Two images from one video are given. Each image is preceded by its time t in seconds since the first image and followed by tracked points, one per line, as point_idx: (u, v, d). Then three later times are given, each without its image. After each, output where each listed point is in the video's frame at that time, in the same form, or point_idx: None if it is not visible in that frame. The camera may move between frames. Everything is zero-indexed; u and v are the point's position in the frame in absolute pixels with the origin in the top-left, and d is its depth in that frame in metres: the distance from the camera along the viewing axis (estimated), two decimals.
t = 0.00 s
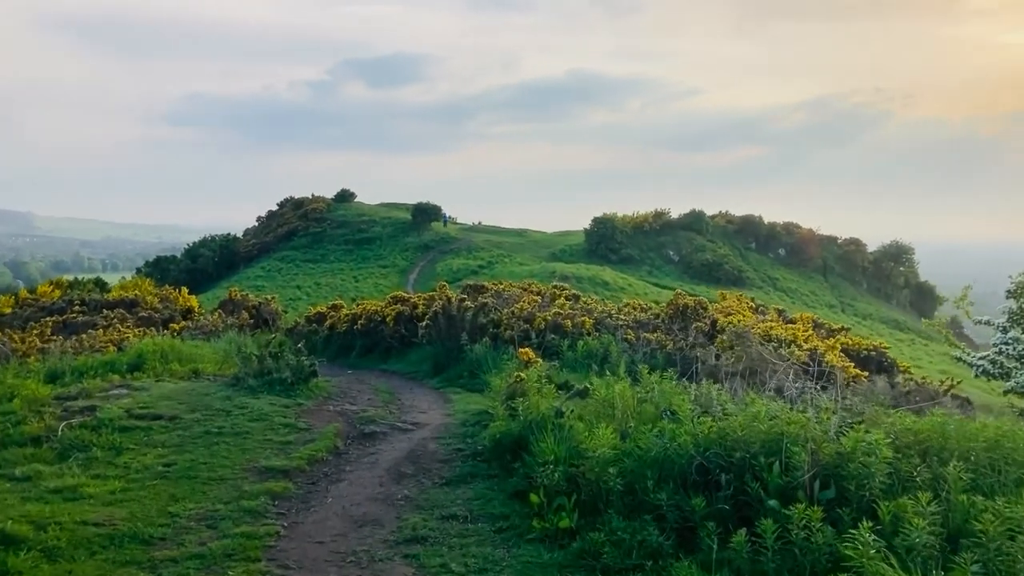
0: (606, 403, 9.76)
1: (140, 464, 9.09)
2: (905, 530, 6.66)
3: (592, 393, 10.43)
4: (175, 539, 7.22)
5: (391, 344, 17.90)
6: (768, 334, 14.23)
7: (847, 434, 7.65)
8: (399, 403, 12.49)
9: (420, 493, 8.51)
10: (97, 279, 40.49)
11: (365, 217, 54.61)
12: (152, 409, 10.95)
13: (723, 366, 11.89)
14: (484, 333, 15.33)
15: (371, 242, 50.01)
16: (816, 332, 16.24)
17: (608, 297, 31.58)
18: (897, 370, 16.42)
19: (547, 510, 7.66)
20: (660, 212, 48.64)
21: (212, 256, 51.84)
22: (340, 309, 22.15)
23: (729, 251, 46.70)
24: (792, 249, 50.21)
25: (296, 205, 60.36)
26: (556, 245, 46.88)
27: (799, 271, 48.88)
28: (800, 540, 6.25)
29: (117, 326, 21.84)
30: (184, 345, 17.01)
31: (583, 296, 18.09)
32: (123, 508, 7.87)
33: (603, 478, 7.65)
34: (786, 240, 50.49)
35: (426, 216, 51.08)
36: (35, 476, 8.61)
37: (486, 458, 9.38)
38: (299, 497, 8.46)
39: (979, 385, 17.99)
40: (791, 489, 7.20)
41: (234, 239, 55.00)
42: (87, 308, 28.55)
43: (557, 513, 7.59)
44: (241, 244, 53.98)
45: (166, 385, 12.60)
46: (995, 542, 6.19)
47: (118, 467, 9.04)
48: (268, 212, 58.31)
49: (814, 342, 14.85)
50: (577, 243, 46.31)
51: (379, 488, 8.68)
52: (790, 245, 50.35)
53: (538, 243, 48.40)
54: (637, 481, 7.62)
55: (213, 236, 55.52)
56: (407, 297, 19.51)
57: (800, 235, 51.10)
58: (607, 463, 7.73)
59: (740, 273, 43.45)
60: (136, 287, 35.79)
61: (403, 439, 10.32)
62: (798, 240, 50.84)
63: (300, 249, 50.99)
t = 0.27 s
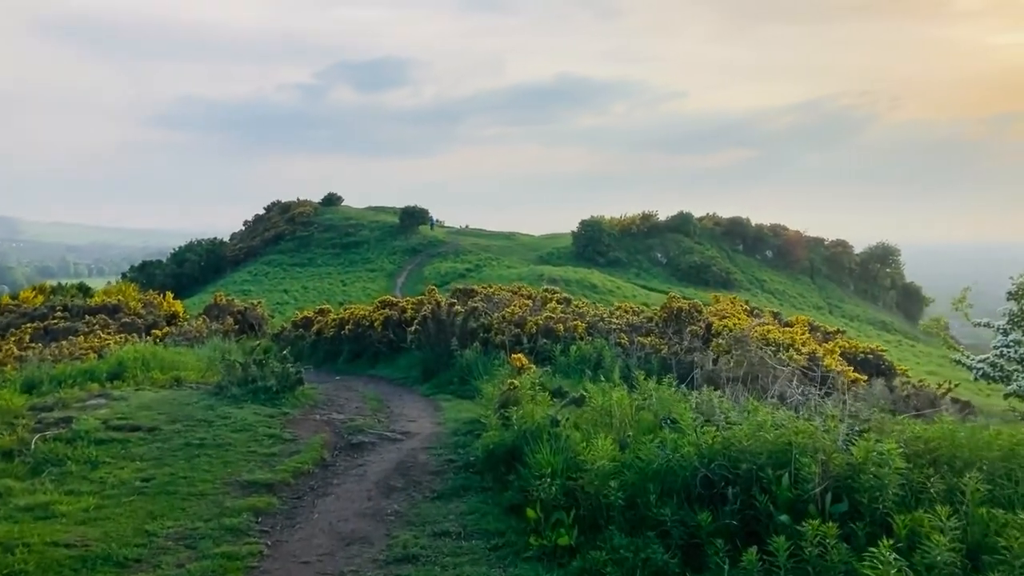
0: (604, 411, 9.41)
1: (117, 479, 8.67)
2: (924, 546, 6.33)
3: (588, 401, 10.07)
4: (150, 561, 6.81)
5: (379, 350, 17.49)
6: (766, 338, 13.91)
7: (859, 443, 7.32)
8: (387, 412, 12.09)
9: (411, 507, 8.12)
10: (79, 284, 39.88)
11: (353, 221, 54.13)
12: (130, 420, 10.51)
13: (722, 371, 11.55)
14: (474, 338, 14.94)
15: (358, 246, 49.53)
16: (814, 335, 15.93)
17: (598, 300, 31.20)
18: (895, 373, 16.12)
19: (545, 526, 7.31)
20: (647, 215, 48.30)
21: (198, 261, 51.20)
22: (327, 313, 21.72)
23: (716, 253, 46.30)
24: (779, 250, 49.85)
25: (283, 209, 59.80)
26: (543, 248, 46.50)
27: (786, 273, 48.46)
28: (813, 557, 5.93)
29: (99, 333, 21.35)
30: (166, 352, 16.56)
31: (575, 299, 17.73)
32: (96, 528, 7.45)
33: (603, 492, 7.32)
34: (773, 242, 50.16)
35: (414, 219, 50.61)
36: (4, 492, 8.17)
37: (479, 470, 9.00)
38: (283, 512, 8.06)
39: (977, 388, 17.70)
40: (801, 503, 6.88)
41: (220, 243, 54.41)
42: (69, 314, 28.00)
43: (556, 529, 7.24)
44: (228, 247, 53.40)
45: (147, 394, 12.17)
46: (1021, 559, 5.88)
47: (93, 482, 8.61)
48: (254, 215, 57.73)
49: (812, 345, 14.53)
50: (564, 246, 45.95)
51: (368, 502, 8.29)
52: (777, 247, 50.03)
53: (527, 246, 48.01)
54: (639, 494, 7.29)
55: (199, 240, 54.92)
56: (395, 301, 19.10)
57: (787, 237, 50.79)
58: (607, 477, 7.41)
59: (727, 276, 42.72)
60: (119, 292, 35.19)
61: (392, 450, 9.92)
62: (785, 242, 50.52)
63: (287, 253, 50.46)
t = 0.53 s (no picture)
0: (597, 424, 9.04)
1: (84, 501, 8.21)
2: (940, 572, 6.03)
3: (579, 414, 9.69)
4: None
5: (363, 359, 17.05)
6: (760, 345, 13.57)
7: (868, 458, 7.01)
8: (370, 424, 11.65)
9: (395, 529, 7.72)
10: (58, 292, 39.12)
11: (337, 227, 53.58)
12: (100, 437, 10.04)
13: (717, 381, 11.20)
14: (460, 347, 14.52)
15: (343, 252, 48.98)
16: (806, 341, 15.61)
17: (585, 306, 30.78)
18: (889, 379, 15.81)
19: (538, 550, 6.97)
20: (633, 219, 47.90)
21: (181, 268, 50.49)
22: (310, 321, 21.25)
23: (702, 257, 45.95)
24: (765, 254, 49.50)
25: (267, 215, 59.17)
26: (529, 253, 46.07)
27: (772, 277, 48.21)
28: None
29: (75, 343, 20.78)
30: (143, 363, 16.05)
31: (563, 306, 17.36)
32: (61, 556, 7.00)
33: (599, 514, 7.01)
34: (759, 246, 49.78)
35: (399, 224, 50.12)
36: None
37: (466, 488, 8.60)
38: (260, 536, 7.64)
39: (971, 395, 17.44)
40: (807, 525, 6.58)
41: (204, 249, 53.71)
42: (46, 323, 27.34)
43: (549, 553, 6.89)
44: (212, 254, 52.70)
45: (120, 409, 11.68)
46: None
47: (58, 505, 8.14)
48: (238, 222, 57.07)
49: (805, 352, 14.22)
50: (550, 251, 45.54)
51: (350, 523, 7.88)
52: (763, 250, 49.67)
53: (513, 250, 47.57)
54: (635, 519, 7.00)
55: (183, 247, 54.21)
56: (379, 309, 18.67)
57: (773, 240, 50.42)
58: (603, 498, 7.10)
59: (713, 280, 42.44)
60: (99, 300, 34.53)
61: (375, 466, 9.50)
62: (770, 246, 50.17)
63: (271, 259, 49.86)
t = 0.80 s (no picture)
0: (587, 440, 8.67)
1: (45, 526, 7.72)
2: None
3: (570, 428, 9.31)
4: None
5: (345, 369, 16.60)
6: (752, 352, 13.25)
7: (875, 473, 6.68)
8: (351, 439, 11.22)
9: (377, 552, 7.30)
10: (32, 300, 38.32)
11: (319, 233, 52.97)
12: (66, 455, 9.55)
13: (710, 391, 10.85)
14: (444, 356, 14.10)
15: (325, 258, 48.39)
16: (798, 348, 15.30)
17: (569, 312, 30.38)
18: (882, 387, 15.52)
19: None
20: (615, 224, 47.54)
21: (160, 275, 49.72)
22: (290, 329, 20.76)
23: (686, 262, 45.66)
24: (748, 259, 49.26)
25: (248, 221, 58.45)
26: (512, 258, 45.64)
27: (755, 281, 47.99)
28: None
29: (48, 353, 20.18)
30: (116, 375, 15.52)
31: (549, 313, 16.98)
32: None
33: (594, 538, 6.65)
34: (741, 250, 49.51)
35: (382, 230, 49.59)
36: None
37: (451, 508, 8.19)
38: (233, 562, 7.19)
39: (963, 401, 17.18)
40: (814, 546, 6.26)
41: (184, 256, 52.94)
42: (20, 333, 26.67)
43: None
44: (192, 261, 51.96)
45: (88, 424, 11.18)
46: None
47: (17, 530, 7.65)
48: (219, 228, 56.34)
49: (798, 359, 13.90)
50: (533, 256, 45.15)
51: (328, 547, 7.44)
52: (747, 254, 49.39)
53: (496, 256, 47.16)
54: (632, 541, 6.65)
55: (163, 254, 53.44)
56: (361, 317, 18.23)
57: (755, 245, 50.17)
58: (597, 519, 6.70)
59: (697, 285, 42.15)
60: (75, 309, 33.82)
61: (356, 485, 9.07)
62: (753, 250, 49.93)
63: (252, 266, 49.18)
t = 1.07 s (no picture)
0: (575, 451, 8.37)
1: (2, 550, 7.26)
2: None
3: (557, 439, 8.99)
4: None
5: (321, 379, 16.16)
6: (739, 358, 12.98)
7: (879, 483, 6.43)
8: (328, 452, 10.81)
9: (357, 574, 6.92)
10: None
11: (294, 240, 52.32)
12: (28, 473, 9.06)
13: (699, 399, 10.57)
14: (424, 365, 13.72)
15: (300, 266, 47.77)
16: (783, 354, 15.08)
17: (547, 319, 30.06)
18: (867, 392, 15.31)
19: None
20: (592, 230, 47.27)
21: (132, 283, 48.83)
22: (264, 338, 20.27)
23: (662, 268, 45.51)
24: (723, 264, 49.17)
25: (222, 229, 57.64)
26: (489, 265, 45.28)
27: (731, 287, 47.93)
28: None
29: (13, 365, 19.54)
30: (83, 387, 14.97)
31: (531, 319, 16.64)
32: None
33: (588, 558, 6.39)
34: (717, 256, 49.41)
35: (357, 237, 49.05)
36: None
37: (435, 525, 7.82)
38: None
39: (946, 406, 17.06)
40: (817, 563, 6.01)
41: (156, 264, 52.06)
42: None
43: None
44: (165, 269, 51.11)
45: (52, 439, 10.68)
46: None
47: None
48: (193, 236, 55.50)
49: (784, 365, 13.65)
50: (510, 263, 44.82)
51: (306, 569, 7.05)
52: (722, 260, 49.30)
53: (473, 263, 46.79)
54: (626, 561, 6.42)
55: (134, 262, 52.53)
56: (338, 325, 17.79)
57: (731, 251, 50.09)
58: (590, 538, 6.44)
59: (674, 291, 42.01)
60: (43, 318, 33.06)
61: (334, 502, 8.67)
62: (729, 256, 49.85)
63: (226, 274, 48.44)
